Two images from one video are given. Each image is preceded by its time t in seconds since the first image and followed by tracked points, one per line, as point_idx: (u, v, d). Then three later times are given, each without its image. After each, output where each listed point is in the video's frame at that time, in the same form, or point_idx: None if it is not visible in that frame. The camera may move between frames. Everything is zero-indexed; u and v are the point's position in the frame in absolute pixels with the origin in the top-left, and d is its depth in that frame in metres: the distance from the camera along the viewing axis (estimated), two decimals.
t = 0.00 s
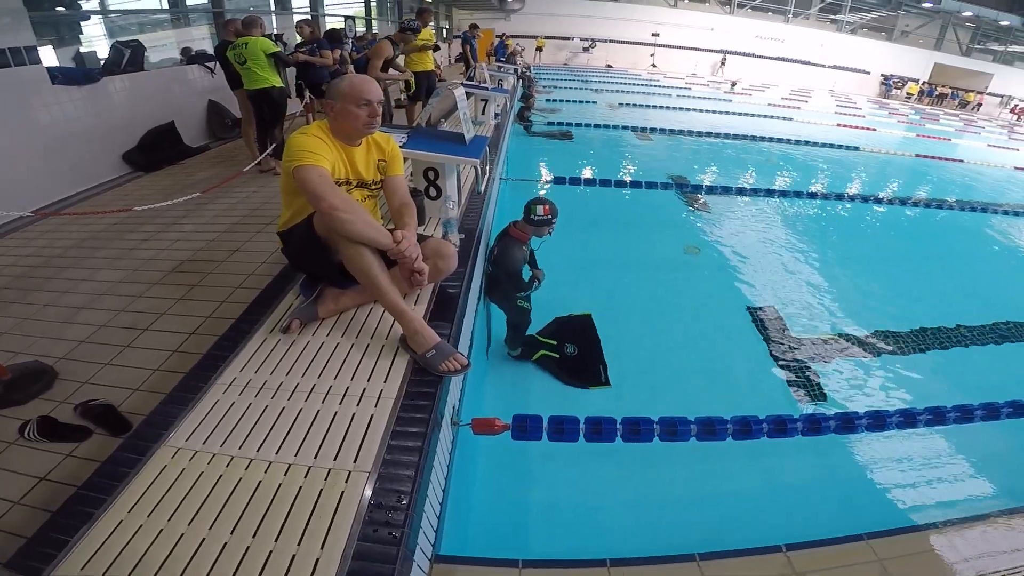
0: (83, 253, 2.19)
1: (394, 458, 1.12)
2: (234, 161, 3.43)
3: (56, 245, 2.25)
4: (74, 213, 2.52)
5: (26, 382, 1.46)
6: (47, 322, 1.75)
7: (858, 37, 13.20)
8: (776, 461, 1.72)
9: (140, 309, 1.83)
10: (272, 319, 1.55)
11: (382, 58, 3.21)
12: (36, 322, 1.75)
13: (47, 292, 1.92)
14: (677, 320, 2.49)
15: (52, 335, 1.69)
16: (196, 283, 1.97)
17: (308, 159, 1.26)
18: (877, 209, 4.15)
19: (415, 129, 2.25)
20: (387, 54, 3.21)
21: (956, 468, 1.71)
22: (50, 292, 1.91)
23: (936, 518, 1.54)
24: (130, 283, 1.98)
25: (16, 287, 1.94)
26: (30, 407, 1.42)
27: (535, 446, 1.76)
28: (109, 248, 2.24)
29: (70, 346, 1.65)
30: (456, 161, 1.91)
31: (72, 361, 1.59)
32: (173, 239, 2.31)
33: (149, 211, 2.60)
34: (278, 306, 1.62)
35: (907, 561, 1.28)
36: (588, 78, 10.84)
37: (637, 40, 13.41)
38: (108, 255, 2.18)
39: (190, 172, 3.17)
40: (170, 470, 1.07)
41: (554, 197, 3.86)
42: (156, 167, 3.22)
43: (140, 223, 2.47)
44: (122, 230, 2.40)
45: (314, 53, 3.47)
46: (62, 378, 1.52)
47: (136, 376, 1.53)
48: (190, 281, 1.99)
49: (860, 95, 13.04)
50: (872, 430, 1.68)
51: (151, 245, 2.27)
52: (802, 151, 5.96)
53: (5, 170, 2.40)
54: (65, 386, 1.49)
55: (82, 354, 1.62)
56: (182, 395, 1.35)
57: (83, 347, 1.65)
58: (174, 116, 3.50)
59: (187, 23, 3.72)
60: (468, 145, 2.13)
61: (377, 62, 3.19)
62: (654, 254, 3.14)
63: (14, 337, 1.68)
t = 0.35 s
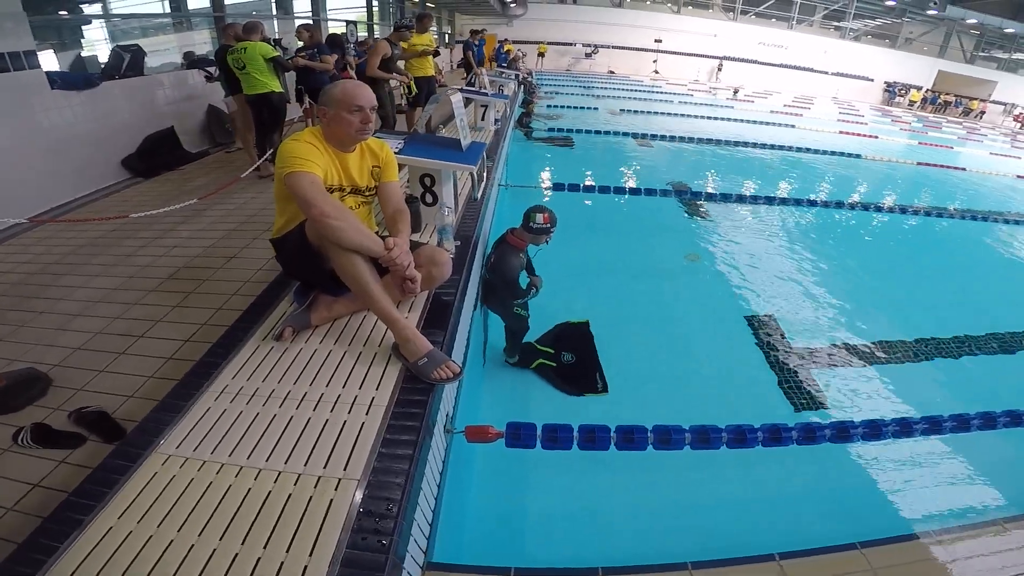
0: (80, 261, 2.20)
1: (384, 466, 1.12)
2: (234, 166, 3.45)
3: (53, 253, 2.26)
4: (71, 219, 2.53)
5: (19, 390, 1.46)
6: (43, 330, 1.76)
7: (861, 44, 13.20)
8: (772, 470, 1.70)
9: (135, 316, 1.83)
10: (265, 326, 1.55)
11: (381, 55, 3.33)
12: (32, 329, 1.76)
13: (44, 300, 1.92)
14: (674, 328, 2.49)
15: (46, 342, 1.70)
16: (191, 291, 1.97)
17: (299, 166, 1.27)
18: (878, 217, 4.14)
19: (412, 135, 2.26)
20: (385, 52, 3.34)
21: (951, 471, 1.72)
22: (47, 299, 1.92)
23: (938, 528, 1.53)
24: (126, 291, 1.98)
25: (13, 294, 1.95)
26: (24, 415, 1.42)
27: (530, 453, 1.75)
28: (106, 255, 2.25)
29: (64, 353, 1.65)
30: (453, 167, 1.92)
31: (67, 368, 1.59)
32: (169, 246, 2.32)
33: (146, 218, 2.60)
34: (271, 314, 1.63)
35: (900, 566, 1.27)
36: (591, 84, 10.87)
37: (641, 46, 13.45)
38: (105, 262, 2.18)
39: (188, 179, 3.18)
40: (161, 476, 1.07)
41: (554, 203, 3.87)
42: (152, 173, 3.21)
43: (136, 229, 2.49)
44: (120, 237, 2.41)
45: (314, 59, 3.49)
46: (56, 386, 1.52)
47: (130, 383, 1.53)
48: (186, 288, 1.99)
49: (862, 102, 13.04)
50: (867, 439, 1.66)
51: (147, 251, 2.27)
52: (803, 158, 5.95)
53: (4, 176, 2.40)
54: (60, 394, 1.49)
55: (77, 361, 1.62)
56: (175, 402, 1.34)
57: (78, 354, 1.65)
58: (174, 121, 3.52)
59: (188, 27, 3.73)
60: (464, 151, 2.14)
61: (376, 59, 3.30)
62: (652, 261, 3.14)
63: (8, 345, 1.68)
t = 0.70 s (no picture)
0: (34, 296, 2.09)
1: (367, 489, 1.09)
2: (193, 184, 3.32)
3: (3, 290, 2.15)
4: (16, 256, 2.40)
5: None
6: (3, 371, 1.66)
7: (814, 30, 13.55)
8: (758, 456, 1.71)
9: (97, 351, 1.74)
10: (227, 358, 1.50)
11: (338, 58, 3.28)
12: None
13: None
14: (653, 320, 2.49)
15: (5, 385, 1.60)
16: (154, 322, 1.88)
17: (245, 186, 1.21)
18: (842, 198, 4.24)
19: (370, 144, 2.19)
20: (341, 56, 3.32)
21: (946, 443, 1.76)
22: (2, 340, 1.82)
23: (939, 498, 1.57)
24: (86, 326, 1.88)
25: None
26: None
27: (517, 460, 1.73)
28: (61, 288, 2.14)
29: (25, 395, 1.56)
30: (416, 175, 1.87)
31: (30, 410, 1.50)
32: (127, 276, 2.21)
33: (95, 246, 2.48)
34: (234, 343, 1.56)
35: (902, 552, 1.30)
36: (556, 80, 10.88)
37: (604, 40, 13.53)
38: (60, 297, 2.07)
39: (143, 202, 3.06)
40: (138, 516, 1.04)
41: (525, 203, 3.85)
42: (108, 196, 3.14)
43: (90, 259, 2.38)
44: (76, 268, 2.31)
45: (267, 69, 3.39)
46: (22, 428, 1.43)
47: (99, 420, 1.45)
48: (148, 319, 1.90)
49: (819, 87, 13.40)
50: (852, 422, 1.75)
51: (104, 285, 2.16)
52: (767, 144, 6.07)
53: None
54: (24, 437, 1.40)
55: (39, 402, 1.53)
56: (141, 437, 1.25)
57: (41, 394, 1.56)
58: (123, 139, 3.38)
59: (132, 42, 3.54)
60: (427, 157, 2.09)
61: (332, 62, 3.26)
62: (627, 254, 3.14)
63: None
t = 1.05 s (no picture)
0: None
1: (354, 509, 1.06)
2: (159, 197, 3.21)
3: None
4: None
5: None
6: None
7: (777, 24, 13.84)
8: (745, 452, 1.72)
9: (64, 375, 1.65)
10: (202, 377, 1.43)
11: (300, 62, 3.18)
12: None
13: None
14: (636, 319, 2.49)
15: None
16: (124, 343, 1.79)
17: (209, 201, 1.15)
18: (811, 190, 4.34)
19: (339, 153, 2.13)
20: (304, 61, 3.22)
21: (928, 427, 1.81)
22: None
23: (921, 488, 1.58)
24: (50, 350, 1.78)
25: None
26: None
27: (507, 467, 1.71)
28: (23, 310, 2.04)
29: None
30: (388, 183, 1.83)
31: None
32: (93, 295, 2.12)
33: (56, 267, 2.36)
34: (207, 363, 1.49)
35: (898, 549, 1.31)
36: (527, 80, 10.89)
37: (572, 39, 13.59)
38: (24, 320, 1.97)
39: (106, 217, 2.94)
40: (118, 544, 0.99)
41: (501, 205, 3.83)
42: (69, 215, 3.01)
43: (54, 280, 2.26)
44: (42, 287, 2.21)
45: (229, 77, 3.29)
46: None
47: (70, 446, 1.38)
48: (117, 340, 1.81)
49: (784, 80, 13.69)
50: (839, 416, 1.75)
51: (69, 305, 2.06)
52: (737, 138, 6.16)
53: None
54: None
55: (6, 428, 1.45)
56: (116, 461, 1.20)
57: (6, 421, 1.48)
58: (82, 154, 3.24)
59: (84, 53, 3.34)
60: (400, 163, 2.05)
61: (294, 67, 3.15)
62: (607, 254, 3.14)
63: None
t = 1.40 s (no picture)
0: None
1: (345, 507, 1.05)
2: (146, 195, 3.16)
3: None
4: None
5: None
6: None
7: (765, 23, 13.93)
8: (735, 448, 1.74)
9: (49, 373, 1.63)
10: (191, 375, 1.41)
11: (288, 59, 3.18)
12: None
13: None
14: (626, 316, 2.50)
15: None
16: (111, 340, 1.77)
17: (200, 197, 1.14)
18: (800, 188, 4.38)
19: (328, 149, 2.11)
20: (292, 58, 3.22)
21: (915, 428, 1.83)
22: None
23: (904, 487, 1.60)
24: (35, 347, 1.76)
25: None
26: None
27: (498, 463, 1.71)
28: (8, 307, 2.01)
29: None
30: (378, 180, 1.82)
31: None
32: (78, 293, 2.08)
33: (40, 265, 2.32)
34: (195, 360, 1.48)
35: (883, 547, 1.34)
36: (518, 78, 10.87)
37: (562, 37, 13.59)
38: (7, 318, 1.93)
39: (92, 215, 2.90)
40: (104, 543, 0.98)
41: (493, 203, 3.83)
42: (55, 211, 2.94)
43: (41, 277, 2.22)
44: (26, 285, 2.17)
45: (217, 75, 3.27)
46: None
47: (56, 444, 1.36)
48: (103, 338, 1.79)
49: (772, 79, 13.80)
50: (827, 414, 1.79)
51: (54, 302, 2.03)
52: (726, 137, 6.20)
53: None
54: None
55: None
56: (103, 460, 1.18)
57: None
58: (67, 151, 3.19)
59: (69, 51, 3.31)
60: (390, 161, 2.04)
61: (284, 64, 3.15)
62: (598, 252, 3.14)
63: None
